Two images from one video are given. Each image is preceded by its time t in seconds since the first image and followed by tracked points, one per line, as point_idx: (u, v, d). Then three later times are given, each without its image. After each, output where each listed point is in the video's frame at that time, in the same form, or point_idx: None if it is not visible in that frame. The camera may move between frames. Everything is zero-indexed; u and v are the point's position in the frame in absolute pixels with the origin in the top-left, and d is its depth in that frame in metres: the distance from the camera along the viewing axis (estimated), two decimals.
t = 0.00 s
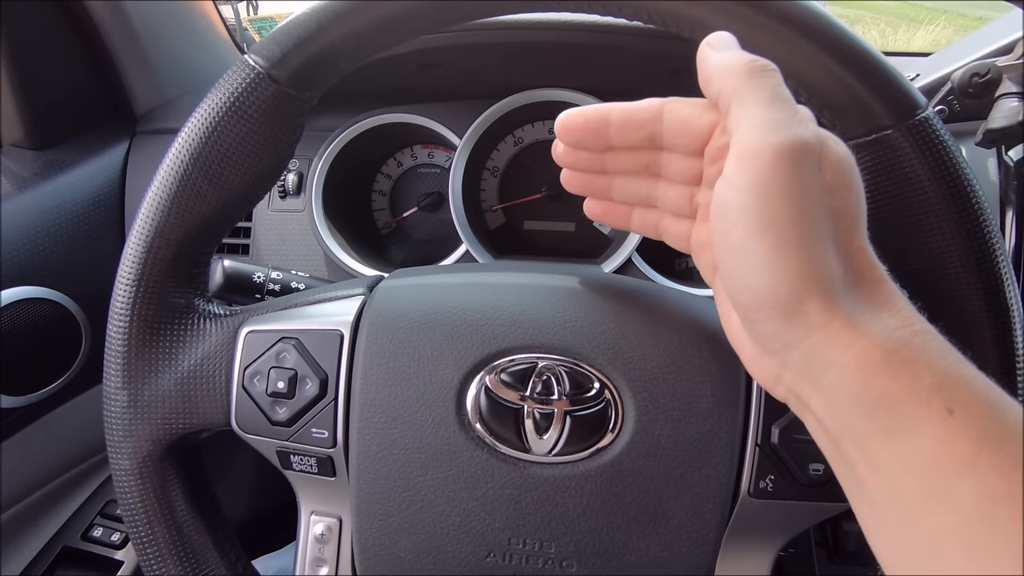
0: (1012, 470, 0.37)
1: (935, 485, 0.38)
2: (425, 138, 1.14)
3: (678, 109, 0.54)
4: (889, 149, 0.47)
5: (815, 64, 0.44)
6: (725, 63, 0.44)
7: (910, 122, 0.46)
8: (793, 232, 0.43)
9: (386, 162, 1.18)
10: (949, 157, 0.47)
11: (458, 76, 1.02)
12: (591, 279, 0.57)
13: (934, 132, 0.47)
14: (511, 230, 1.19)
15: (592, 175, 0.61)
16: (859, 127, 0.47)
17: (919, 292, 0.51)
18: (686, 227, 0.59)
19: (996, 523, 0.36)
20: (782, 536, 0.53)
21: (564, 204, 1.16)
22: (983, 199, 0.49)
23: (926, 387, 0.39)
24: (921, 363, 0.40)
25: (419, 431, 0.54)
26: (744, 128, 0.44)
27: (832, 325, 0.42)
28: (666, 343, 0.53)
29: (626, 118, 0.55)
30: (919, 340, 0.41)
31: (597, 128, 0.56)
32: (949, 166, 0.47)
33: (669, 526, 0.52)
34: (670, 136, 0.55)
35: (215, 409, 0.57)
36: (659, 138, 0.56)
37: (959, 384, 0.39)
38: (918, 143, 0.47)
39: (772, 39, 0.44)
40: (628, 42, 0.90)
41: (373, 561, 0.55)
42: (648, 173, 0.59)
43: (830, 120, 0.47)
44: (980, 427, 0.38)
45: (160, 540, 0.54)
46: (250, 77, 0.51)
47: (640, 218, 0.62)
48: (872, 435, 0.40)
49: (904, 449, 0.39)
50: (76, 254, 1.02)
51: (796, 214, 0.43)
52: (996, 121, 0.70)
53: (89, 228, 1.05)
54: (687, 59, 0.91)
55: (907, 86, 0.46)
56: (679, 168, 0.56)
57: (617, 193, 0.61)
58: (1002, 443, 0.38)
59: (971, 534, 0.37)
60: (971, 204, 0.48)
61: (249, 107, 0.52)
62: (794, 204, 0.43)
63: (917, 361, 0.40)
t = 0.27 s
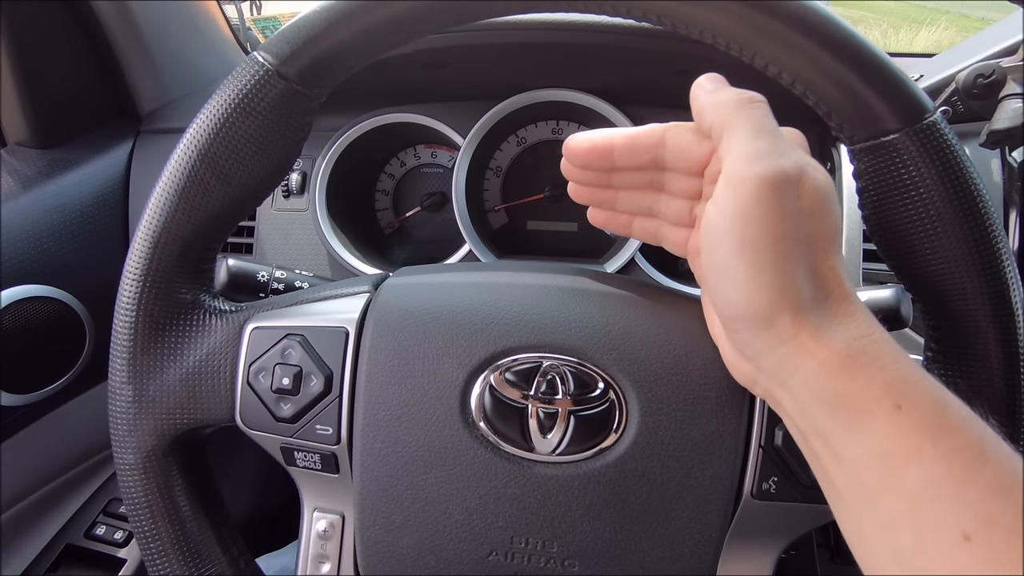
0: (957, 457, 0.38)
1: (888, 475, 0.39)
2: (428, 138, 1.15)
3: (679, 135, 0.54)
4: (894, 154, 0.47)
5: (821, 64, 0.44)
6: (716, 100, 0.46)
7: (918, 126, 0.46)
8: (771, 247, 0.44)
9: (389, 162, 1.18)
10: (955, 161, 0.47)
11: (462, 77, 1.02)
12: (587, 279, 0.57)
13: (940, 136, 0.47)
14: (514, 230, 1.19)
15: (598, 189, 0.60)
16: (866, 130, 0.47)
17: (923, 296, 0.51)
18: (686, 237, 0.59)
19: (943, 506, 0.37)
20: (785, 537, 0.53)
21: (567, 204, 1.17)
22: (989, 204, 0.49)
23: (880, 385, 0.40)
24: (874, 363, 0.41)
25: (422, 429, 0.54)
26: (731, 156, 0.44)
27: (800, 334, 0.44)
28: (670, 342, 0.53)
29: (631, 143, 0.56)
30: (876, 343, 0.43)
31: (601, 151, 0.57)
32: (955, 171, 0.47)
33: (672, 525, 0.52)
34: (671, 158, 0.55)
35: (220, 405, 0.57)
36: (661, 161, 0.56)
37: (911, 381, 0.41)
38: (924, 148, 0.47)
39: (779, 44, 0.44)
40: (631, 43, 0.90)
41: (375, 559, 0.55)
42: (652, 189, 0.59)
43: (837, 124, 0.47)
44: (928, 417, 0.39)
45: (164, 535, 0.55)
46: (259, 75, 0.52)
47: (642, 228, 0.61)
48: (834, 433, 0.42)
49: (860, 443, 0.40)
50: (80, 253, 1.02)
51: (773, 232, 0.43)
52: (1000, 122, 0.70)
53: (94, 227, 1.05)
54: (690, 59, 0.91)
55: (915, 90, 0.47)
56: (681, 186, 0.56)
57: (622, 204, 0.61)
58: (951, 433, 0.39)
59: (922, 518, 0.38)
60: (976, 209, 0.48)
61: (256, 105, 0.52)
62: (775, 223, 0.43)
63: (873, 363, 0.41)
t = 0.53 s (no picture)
0: (942, 453, 0.38)
1: (874, 472, 0.39)
2: (422, 135, 1.14)
3: (673, 132, 0.54)
4: (885, 149, 0.47)
5: (812, 59, 0.44)
6: (709, 97, 0.45)
7: (909, 121, 0.46)
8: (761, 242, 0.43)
9: (383, 160, 1.18)
10: (946, 156, 0.47)
11: (455, 74, 1.02)
12: (577, 276, 0.56)
13: (932, 131, 0.47)
14: (508, 228, 1.19)
15: (593, 184, 0.60)
16: (858, 125, 0.46)
17: (914, 292, 0.50)
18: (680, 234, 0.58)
19: (927, 503, 0.37)
20: (775, 535, 0.53)
21: (562, 202, 1.16)
22: (981, 199, 0.48)
23: (866, 382, 0.40)
24: (861, 358, 0.41)
25: (409, 426, 0.54)
26: (721, 151, 0.44)
27: (788, 330, 0.43)
28: (659, 338, 0.53)
29: (625, 141, 0.56)
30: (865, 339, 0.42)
31: (595, 150, 0.57)
32: (946, 166, 0.47)
33: (660, 524, 0.51)
34: (665, 155, 0.54)
35: (207, 402, 0.57)
36: (656, 158, 0.55)
37: (897, 377, 0.40)
38: (915, 142, 0.46)
39: (769, 39, 0.44)
40: (625, 39, 0.90)
41: (362, 557, 0.55)
42: (646, 185, 0.58)
43: (828, 119, 0.47)
44: (914, 413, 0.39)
45: (149, 533, 0.54)
46: (245, 69, 0.51)
47: (636, 223, 0.61)
48: (821, 429, 0.41)
49: (846, 440, 0.40)
50: (72, 250, 1.02)
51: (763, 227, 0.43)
52: (994, 118, 0.70)
53: (86, 223, 1.05)
54: (684, 56, 0.91)
55: (907, 84, 0.46)
56: (675, 183, 0.56)
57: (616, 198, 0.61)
58: (937, 430, 0.39)
59: (905, 515, 0.37)
60: (968, 204, 0.47)
61: (243, 100, 0.51)
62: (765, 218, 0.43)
63: (860, 359, 0.41)
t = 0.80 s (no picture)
0: (939, 454, 0.38)
1: (870, 472, 0.39)
2: (422, 135, 1.14)
3: (673, 134, 0.54)
4: (883, 150, 0.47)
5: (810, 60, 0.44)
6: (708, 100, 0.45)
7: (907, 122, 0.46)
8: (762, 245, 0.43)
9: (383, 160, 1.18)
10: (944, 158, 0.47)
11: (455, 74, 1.02)
12: (576, 276, 0.57)
13: (930, 132, 0.47)
14: (508, 228, 1.19)
15: (592, 184, 0.61)
16: (856, 126, 0.46)
17: (912, 294, 0.50)
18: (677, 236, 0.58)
19: (923, 505, 0.37)
20: (774, 535, 0.53)
21: (561, 202, 1.16)
22: (979, 201, 0.49)
23: (863, 384, 0.40)
24: (860, 359, 0.41)
25: (409, 426, 0.54)
26: (720, 154, 0.44)
27: (786, 332, 0.43)
28: (658, 338, 0.53)
29: (624, 142, 0.56)
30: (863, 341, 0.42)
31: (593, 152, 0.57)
32: (944, 167, 0.47)
33: (659, 523, 0.52)
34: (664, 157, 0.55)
35: (208, 401, 0.57)
36: (655, 159, 0.55)
37: (894, 379, 0.40)
38: (913, 143, 0.46)
39: (768, 41, 0.44)
40: (625, 39, 0.90)
41: (362, 556, 0.55)
42: (644, 185, 0.58)
43: (827, 120, 0.47)
44: (911, 415, 0.39)
45: (150, 532, 0.54)
46: (245, 70, 0.51)
47: (632, 222, 0.61)
48: (817, 430, 0.42)
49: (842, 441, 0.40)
50: (72, 249, 1.02)
51: (763, 231, 0.43)
52: (993, 119, 0.70)
53: (86, 223, 1.05)
54: (684, 56, 0.91)
55: (904, 85, 0.46)
56: (674, 185, 0.56)
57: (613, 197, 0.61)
58: (934, 432, 0.39)
59: (901, 517, 0.38)
60: (965, 205, 0.48)
61: (243, 101, 0.52)
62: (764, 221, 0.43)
63: (857, 362, 0.41)
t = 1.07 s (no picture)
0: (939, 456, 0.38)
1: (869, 473, 0.39)
2: (421, 134, 1.14)
3: (677, 133, 0.53)
4: (881, 148, 0.47)
5: (808, 58, 0.44)
6: (710, 99, 0.45)
7: (906, 120, 0.46)
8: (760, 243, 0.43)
9: (382, 159, 1.18)
10: (943, 156, 0.47)
11: (454, 73, 1.02)
12: (574, 275, 0.56)
13: (928, 130, 0.47)
14: (506, 227, 1.19)
15: (594, 183, 0.60)
16: (855, 124, 0.46)
17: (911, 293, 0.50)
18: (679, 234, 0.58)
19: (923, 508, 0.37)
20: (772, 534, 0.53)
21: (560, 201, 1.16)
22: (978, 199, 0.48)
23: (862, 385, 0.40)
24: (860, 361, 0.41)
25: (406, 425, 0.54)
26: (721, 153, 0.44)
27: (785, 334, 0.43)
28: (655, 337, 0.53)
29: (628, 140, 0.56)
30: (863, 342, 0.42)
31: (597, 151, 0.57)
32: (942, 166, 0.47)
33: (657, 522, 0.52)
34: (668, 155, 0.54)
35: (205, 400, 0.57)
36: (659, 158, 0.55)
37: (894, 380, 0.40)
38: (912, 141, 0.46)
39: (766, 38, 0.44)
40: (624, 38, 0.90)
41: (359, 556, 0.55)
42: (647, 184, 0.58)
43: (825, 118, 0.47)
44: (910, 417, 0.39)
45: (147, 531, 0.54)
46: (242, 69, 0.51)
47: (633, 220, 0.61)
48: (815, 431, 0.42)
49: (842, 442, 0.40)
50: (70, 248, 1.02)
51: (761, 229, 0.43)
52: (991, 118, 0.70)
53: (84, 222, 1.05)
54: (683, 55, 0.91)
55: (903, 83, 0.46)
56: (677, 184, 0.56)
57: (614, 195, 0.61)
58: (934, 434, 0.39)
59: (900, 518, 0.37)
60: (964, 204, 0.48)
61: (240, 99, 0.52)
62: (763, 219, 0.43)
63: (856, 363, 0.41)
